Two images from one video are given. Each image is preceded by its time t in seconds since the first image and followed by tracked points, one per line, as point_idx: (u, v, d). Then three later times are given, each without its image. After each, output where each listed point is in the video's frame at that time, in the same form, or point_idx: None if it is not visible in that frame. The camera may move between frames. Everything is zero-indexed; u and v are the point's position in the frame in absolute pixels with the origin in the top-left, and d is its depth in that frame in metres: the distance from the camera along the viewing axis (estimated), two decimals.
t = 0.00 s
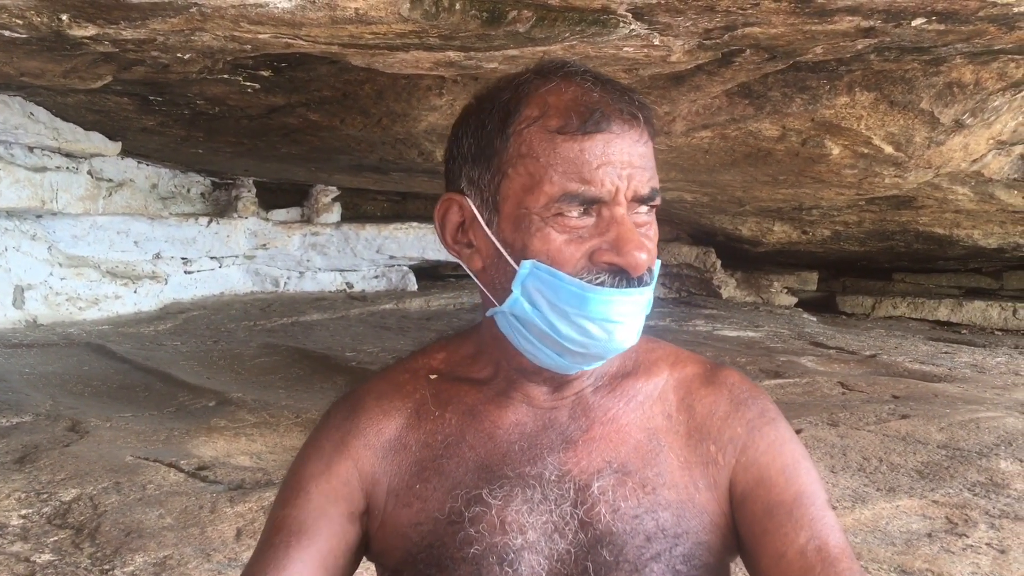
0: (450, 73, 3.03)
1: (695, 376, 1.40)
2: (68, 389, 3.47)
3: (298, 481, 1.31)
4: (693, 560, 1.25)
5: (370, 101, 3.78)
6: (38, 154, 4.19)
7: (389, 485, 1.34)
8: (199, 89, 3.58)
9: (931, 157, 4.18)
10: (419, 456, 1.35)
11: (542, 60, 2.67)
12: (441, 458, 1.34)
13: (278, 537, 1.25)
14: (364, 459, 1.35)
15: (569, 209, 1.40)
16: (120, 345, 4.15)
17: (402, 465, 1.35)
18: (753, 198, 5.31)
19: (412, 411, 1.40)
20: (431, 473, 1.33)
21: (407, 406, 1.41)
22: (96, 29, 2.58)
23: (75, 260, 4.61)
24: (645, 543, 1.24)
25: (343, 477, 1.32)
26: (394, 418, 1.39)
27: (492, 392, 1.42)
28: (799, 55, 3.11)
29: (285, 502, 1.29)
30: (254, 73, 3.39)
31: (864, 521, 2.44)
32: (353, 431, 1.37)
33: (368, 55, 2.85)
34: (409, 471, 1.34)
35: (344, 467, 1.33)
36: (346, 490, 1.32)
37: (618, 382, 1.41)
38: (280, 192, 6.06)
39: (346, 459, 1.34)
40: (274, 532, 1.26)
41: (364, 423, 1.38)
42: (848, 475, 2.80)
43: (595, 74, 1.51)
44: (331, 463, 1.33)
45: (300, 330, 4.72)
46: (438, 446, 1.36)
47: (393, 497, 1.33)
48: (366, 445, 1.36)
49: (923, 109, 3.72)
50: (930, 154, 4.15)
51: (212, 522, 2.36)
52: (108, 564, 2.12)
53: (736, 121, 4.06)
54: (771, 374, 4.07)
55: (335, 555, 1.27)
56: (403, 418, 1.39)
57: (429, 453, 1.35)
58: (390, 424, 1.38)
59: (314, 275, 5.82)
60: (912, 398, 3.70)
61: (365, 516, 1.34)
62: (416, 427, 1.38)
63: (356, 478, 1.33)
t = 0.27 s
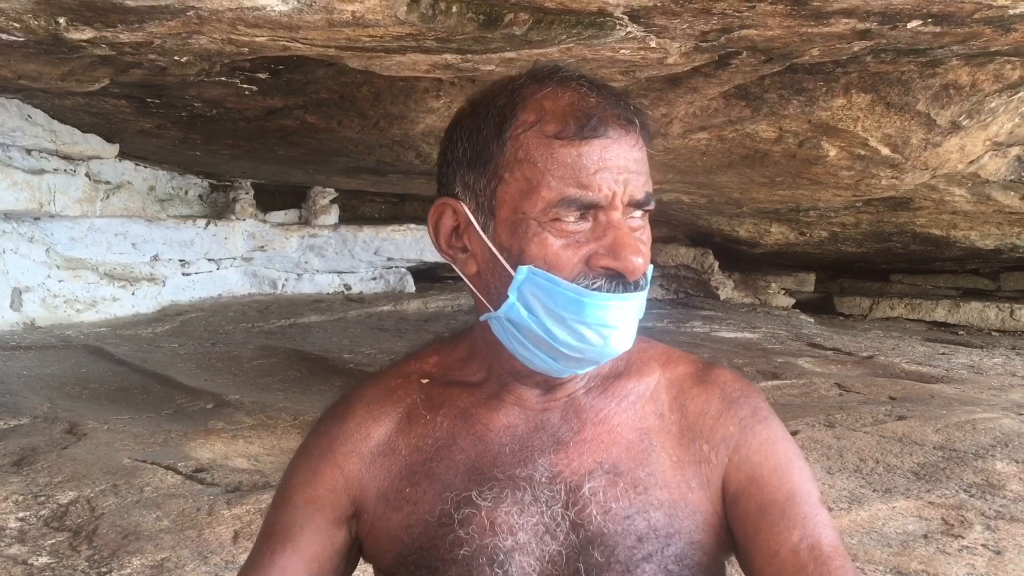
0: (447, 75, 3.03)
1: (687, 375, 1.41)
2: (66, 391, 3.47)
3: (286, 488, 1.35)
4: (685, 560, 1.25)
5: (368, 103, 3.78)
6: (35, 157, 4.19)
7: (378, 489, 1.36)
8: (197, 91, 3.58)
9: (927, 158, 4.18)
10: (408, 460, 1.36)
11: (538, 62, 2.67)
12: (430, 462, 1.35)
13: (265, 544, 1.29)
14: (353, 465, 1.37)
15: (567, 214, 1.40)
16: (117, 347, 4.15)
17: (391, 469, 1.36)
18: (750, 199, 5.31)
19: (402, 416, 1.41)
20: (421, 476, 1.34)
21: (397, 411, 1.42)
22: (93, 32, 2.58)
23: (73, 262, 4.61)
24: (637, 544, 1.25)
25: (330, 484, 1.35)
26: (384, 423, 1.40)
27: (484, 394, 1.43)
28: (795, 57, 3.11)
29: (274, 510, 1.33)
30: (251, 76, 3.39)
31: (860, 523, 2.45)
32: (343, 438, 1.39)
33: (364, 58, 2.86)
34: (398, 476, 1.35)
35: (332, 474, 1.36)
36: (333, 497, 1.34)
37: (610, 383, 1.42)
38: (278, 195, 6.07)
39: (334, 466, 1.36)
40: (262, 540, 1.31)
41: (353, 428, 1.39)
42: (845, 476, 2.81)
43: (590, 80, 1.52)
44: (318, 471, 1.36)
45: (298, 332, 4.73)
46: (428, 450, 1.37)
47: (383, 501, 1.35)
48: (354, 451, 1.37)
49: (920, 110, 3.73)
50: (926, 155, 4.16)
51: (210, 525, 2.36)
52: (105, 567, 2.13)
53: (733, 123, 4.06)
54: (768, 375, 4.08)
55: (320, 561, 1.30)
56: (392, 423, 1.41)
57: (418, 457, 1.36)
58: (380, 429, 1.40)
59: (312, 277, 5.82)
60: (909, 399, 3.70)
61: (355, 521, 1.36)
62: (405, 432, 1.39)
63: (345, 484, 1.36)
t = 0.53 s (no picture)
0: (445, 79, 3.04)
1: (679, 377, 1.41)
2: (65, 395, 3.48)
3: (276, 487, 1.36)
4: (677, 559, 1.25)
5: (366, 106, 3.79)
6: (34, 160, 4.19)
7: (370, 491, 1.36)
8: (196, 95, 3.59)
9: (926, 161, 4.19)
10: (400, 462, 1.37)
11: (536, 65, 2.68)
12: (423, 464, 1.36)
13: (250, 541, 1.31)
14: (344, 467, 1.37)
15: (553, 218, 1.41)
16: (117, 351, 4.15)
17: (383, 471, 1.36)
18: (749, 202, 5.32)
19: (394, 418, 1.42)
20: (414, 478, 1.35)
21: (390, 414, 1.42)
22: (92, 37, 2.58)
23: (72, 265, 4.62)
24: (629, 543, 1.25)
25: (320, 483, 1.35)
26: (376, 425, 1.41)
27: (475, 397, 1.43)
28: (793, 61, 3.12)
29: (263, 508, 1.35)
30: (250, 80, 3.40)
31: (858, 525, 2.45)
32: (335, 440, 1.39)
33: (363, 62, 2.86)
34: (390, 478, 1.36)
35: (322, 475, 1.36)
36: (322, 496, 1.35)
37: (602, 384, 1.42)
38: (277, 198, 6.07)
39: (325, 467, 1.36)
40: (248, 537, 1.32)
41: (346, 430, 1.40)
42: (844, 479, 2.81)
43: (575, 85, 1.52)
44: (309, 470, 1.36)
45: (298, 335, 4.73)
46: (420, 453, 1.37)
47: (376, 502, 1.35)
48: (345, 453, 1.38)
49: (918, 113, 3.74)
50: (925, 158, 4.16)
51: (209, 528, 2.36)
52: (104, 570, 2.13)
53: (732, 126, 4.07)
54: (767, 378, 4.08)
55: (306, 560, 1.32)
56: (385, 425, 1.41)
57: (411, 459, 1.37)
58: (372, 431, 1.40)
59: (311, 280, 5.83)
60: (907, 402, 3.71)
61: (345, 521, 1.37)
62: (397, 434, 1.40)
63: (336, 485, 1.36)
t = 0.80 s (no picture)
0: (446, 82, 3.05)
1: (676, 377, 1.41)
2: (66, 397, 3.48)
3: (276, 495, 1.38)
4: (676, 558, 1.25)
5: (367, 109, 3.80)
6: (36, 162, 4.20)
7: (369, 495, 1.36)
8: (197, 98, 3.60)
9: (926, 164, 4.20)
10: (397, 466, 1.37)
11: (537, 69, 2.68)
12: (420, 467, 1.36)
13: (254, 547, 1.34)
14: (342, 473, 1.37)
15: (544, 224, 1.41)
16: (117, 353, 4.16)
17: (381, 475, 1.37)
18: (749, 205, 5.33)
19: (392, 423, 1.42)
20: (411, 481, 1.35)
21: (387, 418, 1.43)
22: (94, 40, 2.59)
23: (72, 267, 4.62)
24: (627, 543, 1.25)
25: (320, 490, 1.36)
26: (374, 429, 1.41)
27: (472, 399, 1.44)
28: (793, 64, 3.13)
29: (264, 514, 1.37)
30: (252, 82, 3.40)
31: (858, 528, 2.46)
32: (334, 445, 1.39)
33: (364, 65, 2.87)
34: (388, 482, 1.36)
35: (321, 482, 1.37)
36: (322, 503, 1.36)
37: (599, 385, 1.43)
38: (277, 200, 6.08)
39: (324, 474, 1.37)
40: (251, 543, 1.35)
41: (344, 437, 1.40)
42: (844, 481, 2.81)
43: (566, 90, 1.53)
44: (308, 477, 1.37)
45: (298, 337, 4.73)
46: (418, 456, 1.37)
47: (375, 506, 1.36)
48: (344, 458, 1.38)
49: (918, 116, 3.74)
50: (925, 161, 4.17)
51: (210, 530, 2.37)
52: (106, 572, 2.13)
53: (732, 129, 4.07)
54: (767, 380, 4.08)
55: (307, 565, 1.35)
56: (382, 430, 1.41)
57: (409, 463, 1.37)
58: (370, 436, 1.41)
59: (311, 282, 5.83)
60: (907, 405, 3.71)
61: (345, 526, 1.38)
62: (395, 438, 1.40)
63: (335, 490, 1.37)
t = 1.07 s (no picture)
0: (447, 83, 3.05)
1: (673, 376, 1.42)
2: (66, 396, 3.48)
3: (276, 502, 1.37)
4: (674, 557, 1.26)
5: (367, 109, 3.80)
6: (36, 162, 4.20)
7: (368, 499, 1.37)
8: (198, 98, 3.60)
9: (925, 165, 4.20)
10: (396, 468, 1.38)
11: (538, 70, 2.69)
12: (419, 469, 1.37)
13: (257, 556, 1.33)
14: (342, 477, 1.38)
15: (538, 229, 1.41)
16: (117, 353, 4.16)
17: (380, 478, 1.37)
18: (749, 206, 5.33)
19: (390, 425, 1.42)
20: (410, 483, 1.36)
21: (385, 420, 1.43)
22: (96, 40, 2.59)
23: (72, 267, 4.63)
24: (625, 542, 1.25)
25: (320, 496, 1.37)
26: (372, 433, 1.41)
27: (469, 401, 1.44)
28: (793, 65, 3.13)
29: (265, 523, 1.36)
30: (252, 83, 3.41)
31: (857, 529, 2.46)
32: (332, 450, 1.39)
33: (365, 66, 2.87)
34: (387, 485, 1.37)
35: (320, 487, 1.37)
36: (323, 509, 1.36)
37: (596, 385, 1.43)
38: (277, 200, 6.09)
39: (324, 480, 1.37)
40: (252, 553, 1.34)
41: (342, 441, 1.40)
42: (843, 482, 2.82)
43: (561, 93, 1.53)
44: (308, 483, 1.37)
45: (298, 337, 4.74)
46: (416, 458, 1.38)
47: (375, 509, 1.36)
48: (343, 463, 1.38)
49: (918, 118, 3.75)
50: (924, 163, 4.18)
51: (210, 530, 2.37)
52: (106, 572, 2.14)
53: (732, 130, 4.08)
54: (767, 382, 4.09)
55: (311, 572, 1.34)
56: (380, 432, 1.42)
57: (407, 465, 1.38)
58: (368, 439, 1.41)
59: (311, 282, 5.83)
60: (906, 406, 3.72)
61: (346, 531, 1.38)
62: (393, 440, 1.40)
63: (335, 495, 1.37)
